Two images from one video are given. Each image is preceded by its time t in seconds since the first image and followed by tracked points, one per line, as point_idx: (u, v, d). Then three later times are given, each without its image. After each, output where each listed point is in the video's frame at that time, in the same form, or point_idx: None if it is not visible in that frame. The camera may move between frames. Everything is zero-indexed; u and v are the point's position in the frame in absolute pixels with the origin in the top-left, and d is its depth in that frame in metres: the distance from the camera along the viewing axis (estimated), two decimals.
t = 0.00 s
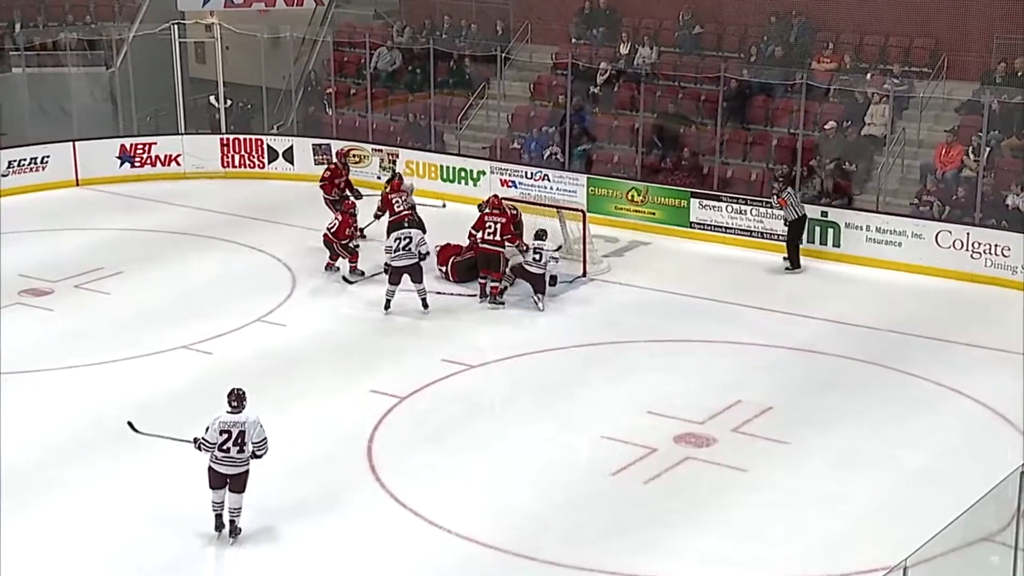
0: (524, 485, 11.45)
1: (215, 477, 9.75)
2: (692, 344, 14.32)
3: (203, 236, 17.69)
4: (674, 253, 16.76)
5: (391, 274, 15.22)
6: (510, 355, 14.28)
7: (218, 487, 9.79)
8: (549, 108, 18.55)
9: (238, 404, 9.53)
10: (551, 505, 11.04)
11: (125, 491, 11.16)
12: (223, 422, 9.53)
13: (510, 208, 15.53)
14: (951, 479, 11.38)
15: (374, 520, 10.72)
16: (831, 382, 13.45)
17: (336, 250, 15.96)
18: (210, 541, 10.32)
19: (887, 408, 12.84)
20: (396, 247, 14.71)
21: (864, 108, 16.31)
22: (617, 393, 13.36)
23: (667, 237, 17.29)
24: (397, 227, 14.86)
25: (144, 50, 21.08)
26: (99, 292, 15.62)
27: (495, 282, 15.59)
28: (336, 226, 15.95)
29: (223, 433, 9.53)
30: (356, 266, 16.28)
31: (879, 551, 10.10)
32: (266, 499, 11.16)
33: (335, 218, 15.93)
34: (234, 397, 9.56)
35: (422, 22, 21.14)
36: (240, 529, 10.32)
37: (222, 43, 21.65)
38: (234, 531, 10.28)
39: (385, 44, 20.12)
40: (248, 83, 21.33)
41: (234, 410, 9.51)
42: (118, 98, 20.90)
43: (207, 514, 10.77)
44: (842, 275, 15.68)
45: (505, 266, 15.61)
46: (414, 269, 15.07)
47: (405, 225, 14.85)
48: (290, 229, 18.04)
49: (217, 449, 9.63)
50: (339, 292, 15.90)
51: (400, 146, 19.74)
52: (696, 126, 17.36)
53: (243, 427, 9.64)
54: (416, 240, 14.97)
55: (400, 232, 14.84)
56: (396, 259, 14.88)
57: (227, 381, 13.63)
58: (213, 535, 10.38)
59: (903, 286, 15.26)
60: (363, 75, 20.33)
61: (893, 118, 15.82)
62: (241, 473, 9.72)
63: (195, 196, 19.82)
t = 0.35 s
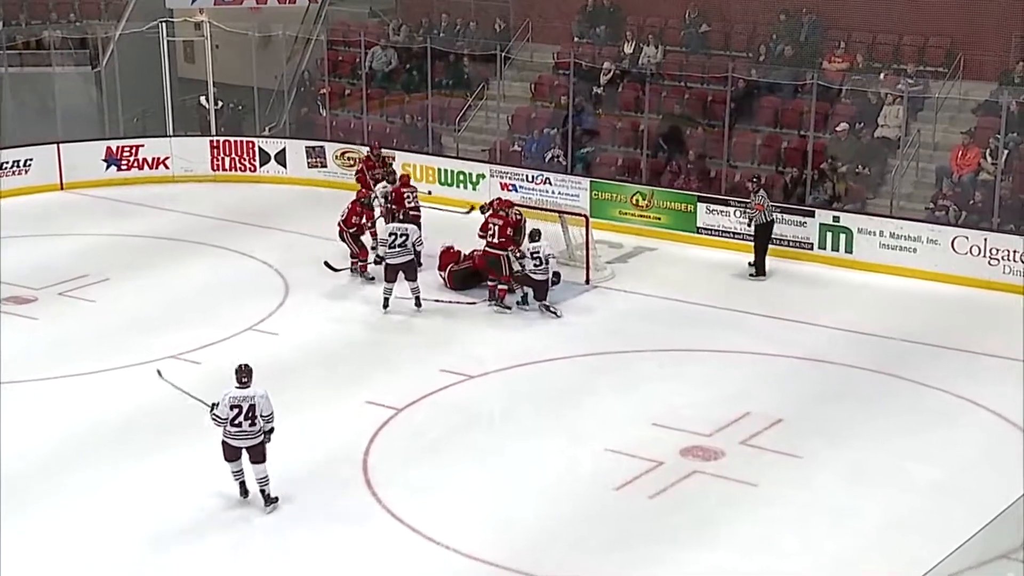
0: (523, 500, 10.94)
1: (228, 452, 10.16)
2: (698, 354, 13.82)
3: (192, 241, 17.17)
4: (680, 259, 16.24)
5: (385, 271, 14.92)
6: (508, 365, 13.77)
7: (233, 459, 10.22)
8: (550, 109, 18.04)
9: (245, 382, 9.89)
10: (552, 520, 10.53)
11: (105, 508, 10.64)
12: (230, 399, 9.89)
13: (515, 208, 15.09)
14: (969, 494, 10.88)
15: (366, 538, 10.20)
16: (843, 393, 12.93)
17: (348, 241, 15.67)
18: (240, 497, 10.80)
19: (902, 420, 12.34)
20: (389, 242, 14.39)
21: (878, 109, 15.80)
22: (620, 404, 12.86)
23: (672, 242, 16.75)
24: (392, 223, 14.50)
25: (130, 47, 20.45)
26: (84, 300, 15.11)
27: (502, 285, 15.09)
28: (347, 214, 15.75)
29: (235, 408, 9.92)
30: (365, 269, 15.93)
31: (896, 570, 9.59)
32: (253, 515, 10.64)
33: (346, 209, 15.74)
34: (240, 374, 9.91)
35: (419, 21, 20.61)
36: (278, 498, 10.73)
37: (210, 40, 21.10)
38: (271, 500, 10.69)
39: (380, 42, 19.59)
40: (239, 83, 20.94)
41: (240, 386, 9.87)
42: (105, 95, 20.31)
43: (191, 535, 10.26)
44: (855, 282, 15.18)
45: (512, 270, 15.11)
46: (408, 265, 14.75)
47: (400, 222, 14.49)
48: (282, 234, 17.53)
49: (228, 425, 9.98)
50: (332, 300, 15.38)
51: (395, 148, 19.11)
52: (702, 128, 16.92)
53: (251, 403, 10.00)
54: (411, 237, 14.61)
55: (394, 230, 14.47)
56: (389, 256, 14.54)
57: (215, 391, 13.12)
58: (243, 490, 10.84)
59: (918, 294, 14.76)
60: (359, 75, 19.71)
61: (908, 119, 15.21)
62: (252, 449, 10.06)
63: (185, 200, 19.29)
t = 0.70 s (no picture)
0: (525, 519, 10.44)
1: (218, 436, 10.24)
2: (708, 367, 13.31)
3: (184, 250, 16.68)
4: (690, 268, 15.75)
5: (378, 274, 14.57)
6: (511, 378, 13.25)
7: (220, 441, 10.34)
8: (554, 113, 17.45)
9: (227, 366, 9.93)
10: (555, 540, 10.03)
11: (86, 529, 10.14)
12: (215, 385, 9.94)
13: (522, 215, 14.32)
14: (993, 512, 10.38)
15: (360, 558, 9.70)
16: (859, 408, 12.42)
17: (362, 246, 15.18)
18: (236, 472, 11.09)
19: (920, 435, 11.84)
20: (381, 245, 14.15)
21: (894, 112, 15.36)
22: (626, 419, 12.35)
23: (681, 250, 16.28)
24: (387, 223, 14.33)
25: (118, 48, 20.11)
26: (72, 310, 14.63)
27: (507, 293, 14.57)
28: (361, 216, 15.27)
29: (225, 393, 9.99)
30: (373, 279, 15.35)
31: None
32: (242, 535, 10.14)
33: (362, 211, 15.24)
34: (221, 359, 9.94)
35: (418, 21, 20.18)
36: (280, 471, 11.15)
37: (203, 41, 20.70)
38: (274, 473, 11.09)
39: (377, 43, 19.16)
40: (232, 86, 20.31)
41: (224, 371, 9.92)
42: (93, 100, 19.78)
43: (176, 557, 9.73)
44: (871, 292, 14.69)
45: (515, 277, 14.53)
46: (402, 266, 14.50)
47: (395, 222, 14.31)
48: (277, 242, 17.05)
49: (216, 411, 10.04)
50: (328, 310, 14.87)
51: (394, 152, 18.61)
52: (713, 131, 16.40)
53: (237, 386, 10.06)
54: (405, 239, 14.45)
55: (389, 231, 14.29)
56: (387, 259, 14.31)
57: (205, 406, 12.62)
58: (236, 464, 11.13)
59: (937, 305, 14.26)
60: (356, 77, 19.30)
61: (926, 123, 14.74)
62: (244, 431, 10.16)
63: (177, 208, 18.78)
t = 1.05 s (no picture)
0: (525, 539, 9.96)
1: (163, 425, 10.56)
2: (715, 381, 12.84)
3: (175, 260, 16.22)
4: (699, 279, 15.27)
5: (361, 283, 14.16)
6: (512, 393, 12.77)
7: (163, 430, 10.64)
8: (556, 118, 17.04)
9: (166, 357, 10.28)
10: (556, 563, 9.55)
11: (64, 552, 9.67)
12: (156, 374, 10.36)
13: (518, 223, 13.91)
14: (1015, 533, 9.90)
15: None
16: (875, 425, 11.95)
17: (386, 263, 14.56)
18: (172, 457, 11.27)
19: (937, 453, 11.37)
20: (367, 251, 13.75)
21: (909, 119, 14.93)
22: (631, 435, 11.88)
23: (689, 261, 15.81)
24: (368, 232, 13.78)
25: (105, 50, 19.52)
26: (57, 323, 14.16)
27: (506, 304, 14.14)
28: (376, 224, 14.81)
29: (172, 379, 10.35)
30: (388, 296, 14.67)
31: None
32: (229, 556, 9.67)
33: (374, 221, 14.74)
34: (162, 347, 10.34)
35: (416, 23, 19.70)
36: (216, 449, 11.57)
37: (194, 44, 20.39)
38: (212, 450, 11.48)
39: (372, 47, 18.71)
40: (223, 91, 20.03)
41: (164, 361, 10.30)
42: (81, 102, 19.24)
43: None
44: (886, 305, 14.21)
45: (516, 288, 14.13)
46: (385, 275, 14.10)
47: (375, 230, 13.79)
48: (271, 251, 16.59)
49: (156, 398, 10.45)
50: (323, 323, 14.39)
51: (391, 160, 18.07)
52: (721, 137, 15.99)
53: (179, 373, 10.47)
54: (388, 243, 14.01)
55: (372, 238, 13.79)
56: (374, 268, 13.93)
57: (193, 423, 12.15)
58: (170, 449, 11.31)
59: (955, 318, 13.79)
60: (351, 82, 18.92)
61: (943, 128, 14.38)
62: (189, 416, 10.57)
63: (168, 216, 18.27)
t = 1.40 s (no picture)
0: (522, 560, 9.48)
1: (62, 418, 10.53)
2: (721, 394, 12.37)
3: (161, 268, 15.74)
4: (704, 287, 14.82)
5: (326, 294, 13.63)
6: (511, 405, 12.29)
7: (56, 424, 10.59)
8: (557, 122, 16.39)
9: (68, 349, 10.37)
10: None
11: None
12: (59, 364, 10.38)
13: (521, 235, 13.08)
14: None
15: None
16: (889, 439, 11.48)
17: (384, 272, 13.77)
18: (60, 459, 11.08)
19: (952, 468, 10.89)
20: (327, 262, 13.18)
21: (922, 123, 14.52)
22: (634, 450, 11.41)
23: (694, 269, 15.33)
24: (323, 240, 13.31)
25: (84, 54, 18.77)
26: (38, 333, 13.69)
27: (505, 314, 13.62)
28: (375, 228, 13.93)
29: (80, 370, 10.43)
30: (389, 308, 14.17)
31: None
32: None
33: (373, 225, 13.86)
34: (65, 337, 10.42)
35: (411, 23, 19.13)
36: (104, 445, 11.39)
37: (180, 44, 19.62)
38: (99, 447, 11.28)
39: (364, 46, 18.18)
40: (211, 93, 19.22)
41: (69, 352, 10.35)
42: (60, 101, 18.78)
43: None
44: (898, 314, 13.77)
45: (514, 300, 13.52)
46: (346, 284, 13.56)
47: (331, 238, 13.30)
48: (262, 259, 16.11)
49: (58, 387, 10.47)
50: (315, 332, 13.89)
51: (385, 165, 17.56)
52: (726, 140, 15.53)
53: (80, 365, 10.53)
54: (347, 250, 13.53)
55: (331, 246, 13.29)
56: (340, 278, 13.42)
57: (178, 438, 11.68)
58: (58, 451, 11.14)
59: (970, 328, 13.35)
60: (344, 83, 18.09)
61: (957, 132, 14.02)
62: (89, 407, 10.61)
63: (154, 221, 17.78)
